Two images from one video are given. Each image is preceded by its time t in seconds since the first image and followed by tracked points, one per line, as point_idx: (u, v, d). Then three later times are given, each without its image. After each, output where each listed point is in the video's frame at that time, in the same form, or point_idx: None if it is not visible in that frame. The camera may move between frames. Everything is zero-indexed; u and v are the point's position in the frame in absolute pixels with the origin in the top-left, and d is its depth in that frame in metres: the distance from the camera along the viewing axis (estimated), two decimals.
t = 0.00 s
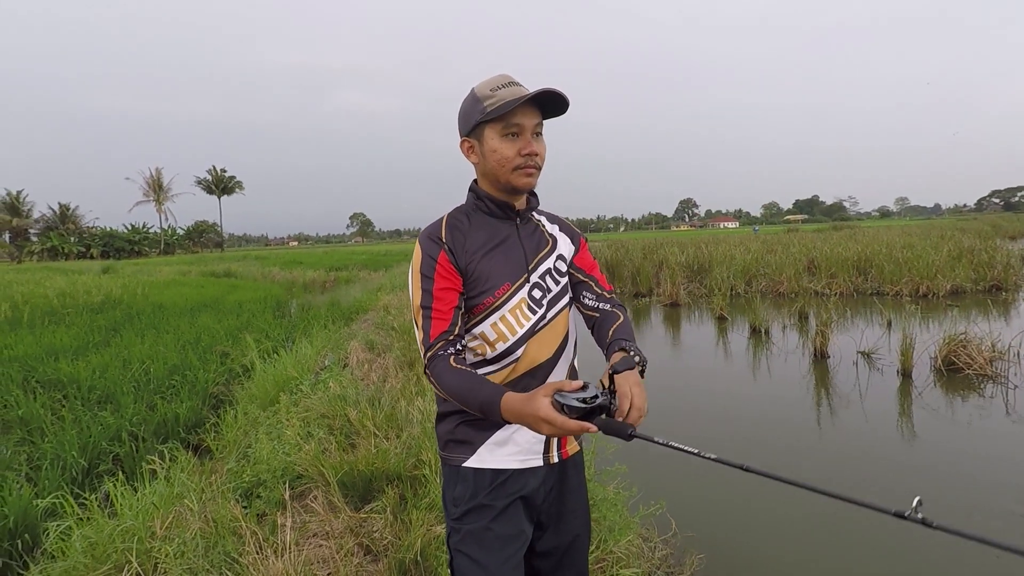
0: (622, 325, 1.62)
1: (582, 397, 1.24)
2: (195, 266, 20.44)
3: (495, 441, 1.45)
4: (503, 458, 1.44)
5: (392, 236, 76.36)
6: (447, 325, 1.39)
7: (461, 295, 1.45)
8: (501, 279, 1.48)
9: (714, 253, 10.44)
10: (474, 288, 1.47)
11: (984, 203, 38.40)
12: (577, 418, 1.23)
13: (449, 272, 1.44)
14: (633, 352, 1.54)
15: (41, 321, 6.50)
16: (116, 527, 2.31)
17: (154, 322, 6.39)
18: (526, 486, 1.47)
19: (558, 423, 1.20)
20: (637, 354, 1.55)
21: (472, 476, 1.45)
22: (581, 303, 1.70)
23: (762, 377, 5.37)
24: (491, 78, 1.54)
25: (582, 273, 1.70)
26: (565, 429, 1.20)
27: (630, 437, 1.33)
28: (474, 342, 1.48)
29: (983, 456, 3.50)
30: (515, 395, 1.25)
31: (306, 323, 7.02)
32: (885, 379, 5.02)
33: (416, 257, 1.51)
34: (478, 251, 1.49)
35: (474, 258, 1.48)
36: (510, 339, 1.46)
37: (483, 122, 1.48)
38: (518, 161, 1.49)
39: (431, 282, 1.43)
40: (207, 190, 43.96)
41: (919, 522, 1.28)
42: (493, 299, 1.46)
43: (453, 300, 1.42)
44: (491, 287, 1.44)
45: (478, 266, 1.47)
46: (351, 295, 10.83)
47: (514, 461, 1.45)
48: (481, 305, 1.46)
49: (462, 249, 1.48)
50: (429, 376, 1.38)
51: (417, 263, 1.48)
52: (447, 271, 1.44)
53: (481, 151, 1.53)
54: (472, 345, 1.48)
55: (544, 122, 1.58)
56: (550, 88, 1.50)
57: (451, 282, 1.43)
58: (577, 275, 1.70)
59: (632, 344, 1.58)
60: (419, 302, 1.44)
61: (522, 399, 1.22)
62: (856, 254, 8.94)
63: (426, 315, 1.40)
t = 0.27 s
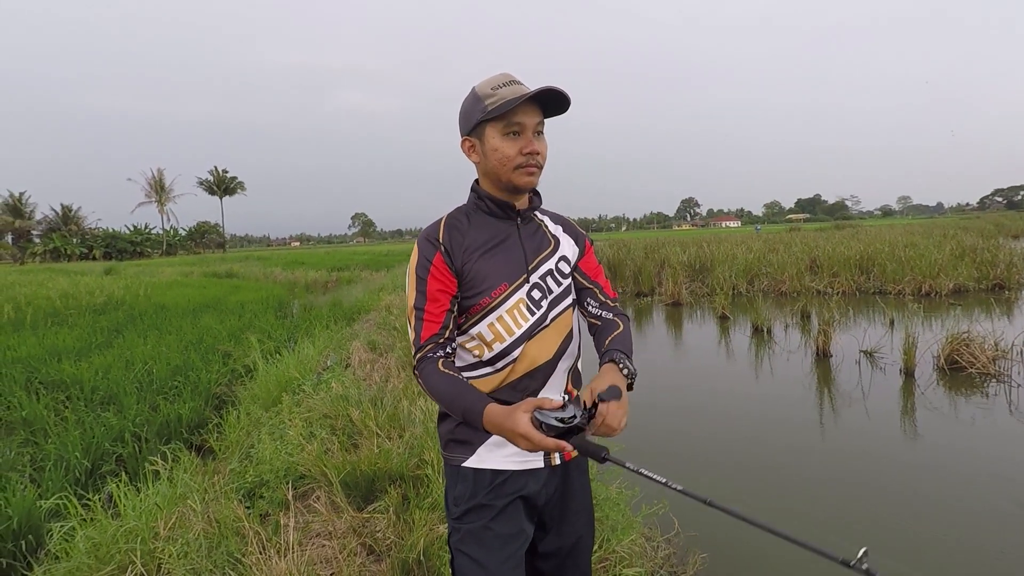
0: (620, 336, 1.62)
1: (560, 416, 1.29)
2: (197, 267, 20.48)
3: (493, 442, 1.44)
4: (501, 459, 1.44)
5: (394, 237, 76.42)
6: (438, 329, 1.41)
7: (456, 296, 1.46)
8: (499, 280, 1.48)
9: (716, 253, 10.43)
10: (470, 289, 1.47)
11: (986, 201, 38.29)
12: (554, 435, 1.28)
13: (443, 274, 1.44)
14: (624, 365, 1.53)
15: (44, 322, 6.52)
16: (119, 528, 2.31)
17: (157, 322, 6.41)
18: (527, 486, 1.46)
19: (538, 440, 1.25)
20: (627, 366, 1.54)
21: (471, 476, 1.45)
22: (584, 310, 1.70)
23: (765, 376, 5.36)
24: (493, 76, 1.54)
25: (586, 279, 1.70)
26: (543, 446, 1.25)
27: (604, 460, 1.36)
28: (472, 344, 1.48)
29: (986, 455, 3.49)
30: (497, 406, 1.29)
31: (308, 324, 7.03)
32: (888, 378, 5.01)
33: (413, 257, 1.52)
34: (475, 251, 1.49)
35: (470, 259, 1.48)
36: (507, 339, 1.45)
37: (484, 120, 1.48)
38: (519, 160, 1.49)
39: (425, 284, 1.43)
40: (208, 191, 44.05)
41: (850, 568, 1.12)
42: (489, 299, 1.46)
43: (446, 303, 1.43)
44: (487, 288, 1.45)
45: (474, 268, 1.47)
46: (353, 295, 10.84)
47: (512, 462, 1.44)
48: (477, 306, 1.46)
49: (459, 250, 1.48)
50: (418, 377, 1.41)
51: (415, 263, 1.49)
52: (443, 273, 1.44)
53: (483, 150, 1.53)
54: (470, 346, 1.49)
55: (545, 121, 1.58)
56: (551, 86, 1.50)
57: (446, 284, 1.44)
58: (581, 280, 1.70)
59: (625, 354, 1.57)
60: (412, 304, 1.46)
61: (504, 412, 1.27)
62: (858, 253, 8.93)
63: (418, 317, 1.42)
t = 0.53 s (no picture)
0: (620, 342, 1.61)
1: (546, 429, 1.32)
2: (198, 266, 20.49)
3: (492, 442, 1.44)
4: (501, 459, 1.43)
5: (395, 236, 76.45)
6: (431, 330, 1.44)
7: (452, 297, 1.47)
8: (496, 281, 1.48)
9: (717, 252, 10.42)
10: (467, 290, 1.48)
11: (989, 200, 38.22)
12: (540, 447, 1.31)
13: (440, 276, 1.45)
14: (616, 371, 1.53)
15: (46, 322, 6.53)
16: (121, 527, 2.32)
17: (158, 322, 6.41)
18: (526, 487, 1.45)
19: (523, 452, 1.28)
20: (620, 373, 1.54)
21: (470, 476, 1.46)
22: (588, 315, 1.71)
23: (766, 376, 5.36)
24: (494, 76, 1.54)
25: (591, 284, 1.70)
26: (529, 457, 1.28)
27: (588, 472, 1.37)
28: (469, 345, 1.48)
29: (988, 454, 3.49)
30: (486, 416, 1.33)
31: (309, 323, 7.04)
32: (889, 378, 5.00)
33: (413, 256, 1.54)
34: (473, 252, 1.49)
35: (467, 260, 1.48)
36: (504, 339, 1.45)
37: (484, 120, 1.48)
38: (520, 159, 1.48)
39: (421, 285, 1.46)
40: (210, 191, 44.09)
41: None
42: (486, 299, 1.46)
43: (441, 305, 1.45)
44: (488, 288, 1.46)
45: (472, 268, 1.48)
46: (354, 295, 10.85)
47: (511, 463, 1.43)
48: (475, 306, 1.47)
49: (457, 251, 1.49)
50: (411, 376, 1.45)
51: (414, 262, 1.51)
52: (439, 274, 1.45)
53: (483, 149, 1.53)
54: (467, 347, 1.49)
55: (546, 120, 1.57)
56: (552, 85, 1.49)
57: (442, 286, 1.45)
58: (584, 284, 1.69)
59: (621, 360, 1.56)
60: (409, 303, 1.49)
61: (492, 421, 1.31)
62: (860, 252, 8.91)
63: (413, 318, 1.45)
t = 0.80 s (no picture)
0: (621, 344, 1.61)
1: (536, 430, 1.39)
2: (199, 266, 20.50)
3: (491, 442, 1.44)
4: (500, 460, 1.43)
5: (395, 236, 76.47)
6: (426, 332, 1.47)
7: (449, 299, 1.49)
8: (494, 282, 1.48)
9: (718, 252, 10.41)
10: (465, 291, 1.48)
11: (990, 200, 38.17)
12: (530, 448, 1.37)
13: (437, 277, 1.47)
14: (615, 372, 1.53)
15: (47, 322, 6.53)
16: (122, 527, 2.32)
17: (159, 322, 6.42)
18: (525, 487, 1.45)
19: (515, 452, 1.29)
20: (617, 374, 1.54)
21: (469, 476, 1.46)
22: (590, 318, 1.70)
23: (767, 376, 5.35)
24: (496, 74, 1.54)
25: (596, 288, 1.69)
26: (519, 459, 1.29)
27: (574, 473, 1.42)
28: (468, 345, 1.49)
29: (988, 454, 3.48)
30: (477, 419, 1.35)
31: (310, 323, 7.04)
32: (891, 378, 4.99)
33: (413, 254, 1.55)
34: (471, 253, 1.49)
35: (465, 261, 1.49)
36: (501, 339, 1.45)
37: (485, 119, 1.48)
38: (521, 158, 1.48)
39: (418, 286, 1.48)
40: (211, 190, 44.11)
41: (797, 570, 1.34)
42: (484, 299, 1.46)
43: (437, 307, 1.47)
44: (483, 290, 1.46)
45: (469, 269, 1.48)
46: (355, 294, 10.86)
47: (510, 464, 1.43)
48: (473, 306, 1.47)
49: (456, 252, 1.49)
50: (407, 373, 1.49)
51: (414, 261, 1.52)
52: (436, 276, 1.47)
53: (484, 148, 1.53)
54: (466, 347, 1.49)
55: (547, 118, 1.57)
56: (553, 82, 1.49)
57: (438, 288, 1.47)
58: (589, 289, 1.68)
59: (621, 362, 1.56)
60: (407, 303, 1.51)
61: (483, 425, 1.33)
62: (861, 252, 8.90)
63: (410, 318, 1.48)
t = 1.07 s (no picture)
0: (619, 346, 1.61)
1: (530, 421, 1.36)
2: (200, 266, 20.50)
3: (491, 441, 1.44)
4: (500, 460, 1.43)
5: (396, 236, 76.47)
6: (425, 332, 1.49)
7: (448, 299, 1.50)
8: (493, 282, 1.47)
9: (718, 252, 10.41)
10: (464, 291, 1.48)
11: (991, 200, 38.12)
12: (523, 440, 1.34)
13: (436, 278, 1.48)
14: (614, 372, 1.55)
15: (47, 321, 6.53)
16: (122, 527, 2.32)
17: (159, 321, 6.42)
18: (525, 488, 1.45)
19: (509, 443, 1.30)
20: (617, 375, 1.55)
21: (469, 475, 1.46)
22: (588, 320, 1.69)
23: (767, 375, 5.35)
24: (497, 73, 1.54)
25: (596, 291, 1.68)
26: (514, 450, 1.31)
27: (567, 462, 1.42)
28: (468, 344, 1.49)
29: (988, 454, 3.48)
30: (473, 413, 1.36)
31: (310, 322, 7.04)
32: (891, 377, 4.99)
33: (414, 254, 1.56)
34: (471, 253, 1.49)
35: (464, 262, 1.48)
36: (501, 339, 1.45)
37: (486, 118, 1.48)
38: (522, 157, 1.48)
39: (418, 287, 1.49)
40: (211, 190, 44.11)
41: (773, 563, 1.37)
42: (484, 300, 1.46)
43: (436, 307, 1.49)
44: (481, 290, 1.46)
45: (468, 270, 1.48)
46: (356, 294, 10.86)
47: (510, 464, 1.43)
48: (472, 306, 1.47)
49: (455, 252, 1.49)
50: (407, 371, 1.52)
51: (414, 260, 1.53)
52: (434, 277, 1.48)
53: (485, 148, 1.53)
54: (466, 347, 1.49)
55: (549, 118, 1.57)
56: (555, 81, 1.49)
57: (437, 289, 1.48)
58: (590, 291, 1.68)
59: (620, 364, 1.57)
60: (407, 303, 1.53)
61: (478, 417, 1.34)
62: (861, 252, 8.90)
63: (410, 317, 1.51)
